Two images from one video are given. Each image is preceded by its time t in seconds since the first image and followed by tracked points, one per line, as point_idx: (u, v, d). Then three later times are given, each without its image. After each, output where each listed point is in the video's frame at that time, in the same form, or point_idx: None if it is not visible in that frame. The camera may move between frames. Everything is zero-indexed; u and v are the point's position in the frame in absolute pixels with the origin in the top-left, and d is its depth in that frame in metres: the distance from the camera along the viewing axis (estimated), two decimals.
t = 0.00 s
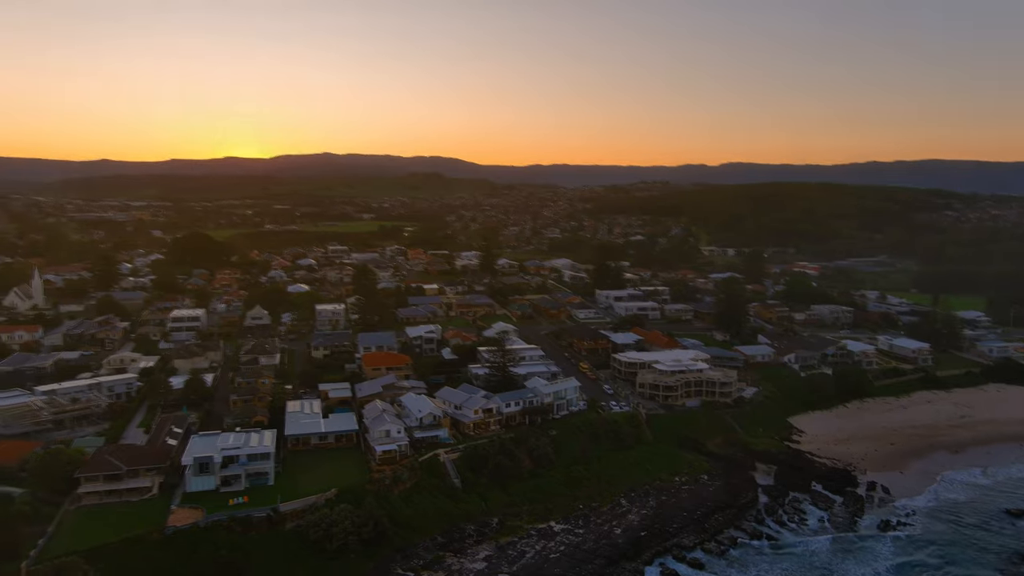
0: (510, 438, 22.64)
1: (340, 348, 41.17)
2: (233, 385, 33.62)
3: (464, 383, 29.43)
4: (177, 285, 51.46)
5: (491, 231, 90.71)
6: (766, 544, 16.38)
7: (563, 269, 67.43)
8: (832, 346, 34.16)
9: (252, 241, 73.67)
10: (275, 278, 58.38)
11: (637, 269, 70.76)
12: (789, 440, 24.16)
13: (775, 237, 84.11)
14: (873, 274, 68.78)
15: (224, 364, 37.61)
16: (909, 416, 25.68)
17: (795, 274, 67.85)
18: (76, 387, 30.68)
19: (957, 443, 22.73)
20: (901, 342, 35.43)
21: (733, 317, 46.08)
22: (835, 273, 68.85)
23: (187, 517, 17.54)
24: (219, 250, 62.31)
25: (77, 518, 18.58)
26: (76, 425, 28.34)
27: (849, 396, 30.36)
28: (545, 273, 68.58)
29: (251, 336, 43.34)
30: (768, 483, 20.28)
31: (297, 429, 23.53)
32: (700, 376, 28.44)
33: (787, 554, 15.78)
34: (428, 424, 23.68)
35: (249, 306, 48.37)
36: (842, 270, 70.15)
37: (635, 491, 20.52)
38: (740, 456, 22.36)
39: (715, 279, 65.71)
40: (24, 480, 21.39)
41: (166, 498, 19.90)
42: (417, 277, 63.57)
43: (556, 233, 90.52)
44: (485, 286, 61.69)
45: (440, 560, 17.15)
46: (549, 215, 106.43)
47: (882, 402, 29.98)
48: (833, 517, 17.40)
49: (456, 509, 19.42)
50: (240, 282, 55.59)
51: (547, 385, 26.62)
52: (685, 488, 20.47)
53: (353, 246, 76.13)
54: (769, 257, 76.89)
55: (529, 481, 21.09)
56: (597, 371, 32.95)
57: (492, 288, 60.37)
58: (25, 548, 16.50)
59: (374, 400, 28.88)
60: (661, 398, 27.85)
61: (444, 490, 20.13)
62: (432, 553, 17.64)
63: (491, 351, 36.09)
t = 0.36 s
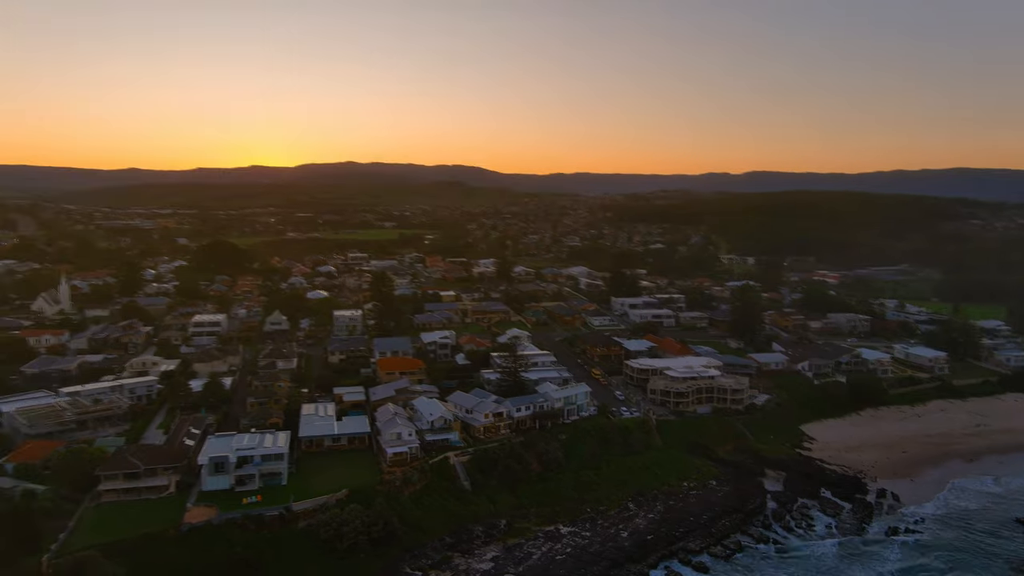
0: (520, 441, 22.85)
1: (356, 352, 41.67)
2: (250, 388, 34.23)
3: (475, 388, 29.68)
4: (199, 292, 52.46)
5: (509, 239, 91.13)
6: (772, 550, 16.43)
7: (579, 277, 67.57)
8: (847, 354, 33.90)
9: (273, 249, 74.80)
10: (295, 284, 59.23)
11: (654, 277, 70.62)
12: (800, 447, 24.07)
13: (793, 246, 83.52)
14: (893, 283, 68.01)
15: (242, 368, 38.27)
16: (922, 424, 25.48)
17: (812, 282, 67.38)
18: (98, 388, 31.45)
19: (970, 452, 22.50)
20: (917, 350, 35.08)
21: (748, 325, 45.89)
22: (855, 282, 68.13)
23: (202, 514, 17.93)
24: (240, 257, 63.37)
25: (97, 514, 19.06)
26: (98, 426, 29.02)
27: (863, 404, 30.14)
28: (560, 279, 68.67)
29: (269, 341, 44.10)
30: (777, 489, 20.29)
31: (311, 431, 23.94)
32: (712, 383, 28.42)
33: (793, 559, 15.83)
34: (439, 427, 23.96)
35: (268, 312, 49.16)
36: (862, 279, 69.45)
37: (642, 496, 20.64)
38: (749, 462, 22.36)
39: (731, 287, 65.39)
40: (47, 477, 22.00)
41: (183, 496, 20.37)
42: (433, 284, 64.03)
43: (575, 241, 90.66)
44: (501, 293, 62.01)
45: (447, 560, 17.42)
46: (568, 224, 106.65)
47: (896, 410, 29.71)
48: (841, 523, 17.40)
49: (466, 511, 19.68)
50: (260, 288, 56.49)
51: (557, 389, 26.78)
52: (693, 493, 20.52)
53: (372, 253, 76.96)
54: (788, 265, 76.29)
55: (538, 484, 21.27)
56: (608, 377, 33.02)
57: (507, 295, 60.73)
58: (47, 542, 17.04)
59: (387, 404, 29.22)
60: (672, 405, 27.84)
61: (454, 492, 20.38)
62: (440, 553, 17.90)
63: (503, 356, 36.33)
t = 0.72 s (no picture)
0: (529, 444, 23.01)
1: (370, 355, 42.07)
2: (266, 390, 34.75)
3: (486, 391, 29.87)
4: (218, 296, 53.34)
5: (525, 246, 91.41)
6: (777, 553, 16.45)
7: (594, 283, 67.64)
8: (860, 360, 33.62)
9: (292, 254, 75.78)
10: (312, 289, 59.96)
11: (669, 283, 70.47)
12: (810, 453, 23.96)
13: (810, 252, 82.87)
14: (912, 290, 67.20)
15: (259, 370, 38.74)
16: (935, 432, 25.28)
17: (829, 289, 66.82)
18: (118, 389, 32.07)
19: (982, 459, 22.30)
20: (932, 357, 34.72)
21: (762, 331, 45.64)
22: (874, 289, 67.42)
23: (216, 512, 18.29)
24: (259, 262, 64.31)
25: (115, 510, 19.57)
26: (118, 426, 29.74)
27: (876, 411, 29.91)
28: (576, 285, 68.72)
29: (286, 344, 44.72)
30: (785, 494, 20.26)
31: (323, 432, 24.31)
32: (722, 389, 28.35)
33: (799, 563, 15.84)
34: (449, 429, 24.20)
35: (286, 316, 49.85)
36: (880, 286, 68.73)
37: (649, 499, 20.71)
38: (758, 467, 22.32)
39: (747, 293, 65.05)
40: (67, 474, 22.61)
41: (197, 494, 20.80)
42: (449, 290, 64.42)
43: (592, 248, 90.65)
44: (516, 299, 62.25)
45: (454, 560, 17.65)
46: (585, 230, 106.64)
47: (909, 418, 29.44)
48: (848, 528, 17.37)
49: (473, 512, 19.89)
50: (279, 293, 57.27)
51: (567, 394, 26.90)
52: (700, 497, 20.56)
53: (389, 259, 77.60)
54: (806, 272, 75.68)
55: (547, 487, 21.42)
56: (619, 382, 33.04)
57: (522, 300, 60.97)
58: (65, 536, 17.50)
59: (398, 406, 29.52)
60: (682, 410, 27.79)
61: (463, 493, 20.59)
62: (447, 553, 18.13)
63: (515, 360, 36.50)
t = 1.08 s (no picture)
0: (537, 447, 23.15)
1: (383, 358, 42.47)
2: (280, 392, 35.24)
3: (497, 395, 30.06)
4: (236, 300, 54.12)
5: (541, 252, 91.61)
6: (781, 557, 16.50)
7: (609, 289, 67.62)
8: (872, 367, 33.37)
9: (309, 260, 76.61)
10: (328, 294, 60.58)
11: (684, 289, 70.27)
12: (819, 458, 23.90)
13: (826, 259, 82.26)
14: (929, 297, 66.48)
15: (274, 373, 39.30)
16: (946, 438, 25.12)
17: (844, 296, 66.33)
18: (136, 391, 32.70)
19: (993, 467, 22.15)
20: (946, 364, 34.41)
21: (774, 337, 45.42)
22: (891, 296, 66.77)
23: (227, 510, 18.64)
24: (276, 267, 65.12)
25: (130, 507, 20.04)
26: (135, 426, 30.32)
27: (887, 418, 29.71)
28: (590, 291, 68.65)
29: (301, 348, 45.30)
30: (792, 499, 20.25)
31: (334, 433, 24.65)
32: (731, 394, 28.31)
33: (802, 567, 15.89)
34: (458, 432, 24.42)
35: (302, 320, 50.46)
36: (896, 292, 68.09)
37: (656, 503, 20.81)
38: (765, 471, 22.32)
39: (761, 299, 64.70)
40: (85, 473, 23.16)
41: (210, 493, 21.20)
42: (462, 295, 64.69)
43: (607, 254, 90.57)
44: (529, 305, 62.44)
45: (460, 561, 17.89)
46: (600, 236, 106.60)
47: (921, 425, 29.23)
48: (854, 534, 17.38)
49: (481, 513, 20.09)
50: (295, 298, 58.01)
51: (576, 398, 27.02)
52: (706, 501, 20.63)
53: (404, 265, 78.15)
54: (822, 279, 75.09)
55: (554, 489, 21.58)
56: (629, 386, 33.07)
57: (534, 306, 61.20)
58: (82, 532, 17.95)
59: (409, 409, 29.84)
60: (691, 415, 27.75)
61: (470, 495, 20.80)
62: (453, 553, 18.36)
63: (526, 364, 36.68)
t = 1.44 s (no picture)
0: (544, 450, 23.27)
1: (395, 362, 42.81)
2: (292, 395, 35.65)
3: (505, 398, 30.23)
4: (252, 305, 54.75)
5: (556, 258, 91.67)
6: (786, 561, 16.53)
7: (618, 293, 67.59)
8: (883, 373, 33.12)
9: (323, 265, 77.37)
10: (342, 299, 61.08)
11: (696, 295, 70.08)
12: (827, 463, 23.81)
13: (841, 265, 81.68)
14: (946, 303, 65.77)
15: (287, 377, 39.74)
16: (956, 445, 24.95)
17: (859, 302, 65.81)
18: (152, 393, 33.24)
19: (1003, 474, 21.99)
20: (959, 371, 34.10)
21: (786, 343, 45.20)
22: (908, 302, 66.14)
23: (239, 508, 18.92)
24: (291, 271, 65.81)
25: (144, 505, 20.40)
26: (151, 427, 30.74)
27: (898, 424, 29.50)
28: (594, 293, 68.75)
29: (314, 351, 45.79)
30: (798, 503, 20.24)
31: (344, 435, 24.95)
32: (740, 399, 28.24)
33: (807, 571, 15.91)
34: (466, 434, 24.59)
35: (316, 324, 50.94)
36: (912, 299, 67.47)
37: (661, 506, 20.88)
38: (772, 476, 22.29)
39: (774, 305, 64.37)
40: (101, 471, 23.58)
41: (222, 492, 21.52)
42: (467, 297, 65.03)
43: (623, 260, 90.45)
44: (541, 309, 62.58)
45: (466, 561, 18.09)
46: (616, 242, 106.48)
47: (932, 431, 29.00)
48: (860, 538, 17.36)
49: (487, 514, 20.27)
50: (310, 302, 58.66)
51: (584, 401, 27.10)
52: (712, 504, 20.66)
53: (419, 270, 78.55)
54: (838, 286, 74.51)
55: (560, 491, 21.70)
56: (638, 391, 33.06)
57: (546, 311, 61.35)
58: (97, 529, 18.32)
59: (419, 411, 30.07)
60: (699, 420, 27.68)
61: (477, 496, 20.97)
62: (459, 553, 18.56)
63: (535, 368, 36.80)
